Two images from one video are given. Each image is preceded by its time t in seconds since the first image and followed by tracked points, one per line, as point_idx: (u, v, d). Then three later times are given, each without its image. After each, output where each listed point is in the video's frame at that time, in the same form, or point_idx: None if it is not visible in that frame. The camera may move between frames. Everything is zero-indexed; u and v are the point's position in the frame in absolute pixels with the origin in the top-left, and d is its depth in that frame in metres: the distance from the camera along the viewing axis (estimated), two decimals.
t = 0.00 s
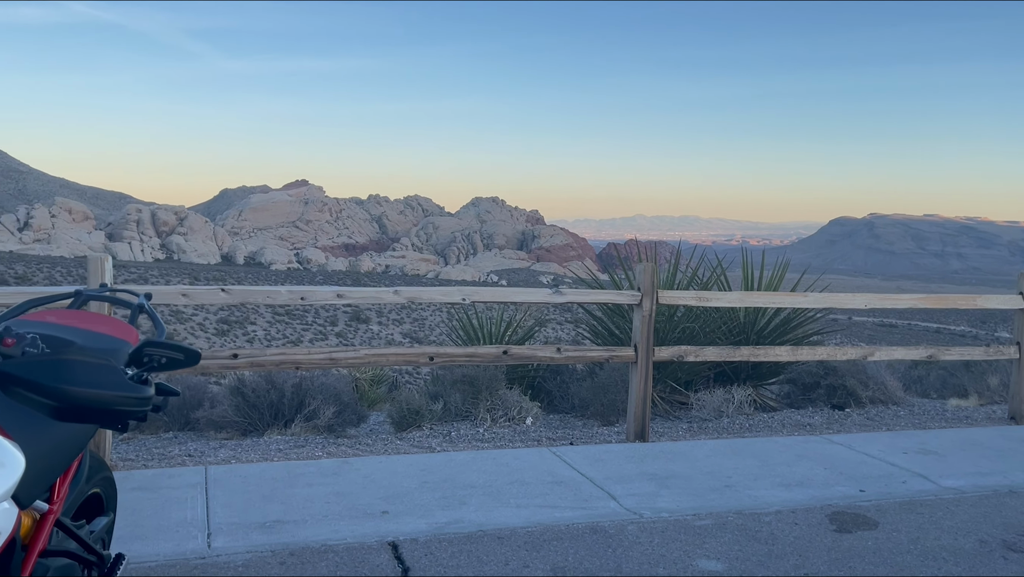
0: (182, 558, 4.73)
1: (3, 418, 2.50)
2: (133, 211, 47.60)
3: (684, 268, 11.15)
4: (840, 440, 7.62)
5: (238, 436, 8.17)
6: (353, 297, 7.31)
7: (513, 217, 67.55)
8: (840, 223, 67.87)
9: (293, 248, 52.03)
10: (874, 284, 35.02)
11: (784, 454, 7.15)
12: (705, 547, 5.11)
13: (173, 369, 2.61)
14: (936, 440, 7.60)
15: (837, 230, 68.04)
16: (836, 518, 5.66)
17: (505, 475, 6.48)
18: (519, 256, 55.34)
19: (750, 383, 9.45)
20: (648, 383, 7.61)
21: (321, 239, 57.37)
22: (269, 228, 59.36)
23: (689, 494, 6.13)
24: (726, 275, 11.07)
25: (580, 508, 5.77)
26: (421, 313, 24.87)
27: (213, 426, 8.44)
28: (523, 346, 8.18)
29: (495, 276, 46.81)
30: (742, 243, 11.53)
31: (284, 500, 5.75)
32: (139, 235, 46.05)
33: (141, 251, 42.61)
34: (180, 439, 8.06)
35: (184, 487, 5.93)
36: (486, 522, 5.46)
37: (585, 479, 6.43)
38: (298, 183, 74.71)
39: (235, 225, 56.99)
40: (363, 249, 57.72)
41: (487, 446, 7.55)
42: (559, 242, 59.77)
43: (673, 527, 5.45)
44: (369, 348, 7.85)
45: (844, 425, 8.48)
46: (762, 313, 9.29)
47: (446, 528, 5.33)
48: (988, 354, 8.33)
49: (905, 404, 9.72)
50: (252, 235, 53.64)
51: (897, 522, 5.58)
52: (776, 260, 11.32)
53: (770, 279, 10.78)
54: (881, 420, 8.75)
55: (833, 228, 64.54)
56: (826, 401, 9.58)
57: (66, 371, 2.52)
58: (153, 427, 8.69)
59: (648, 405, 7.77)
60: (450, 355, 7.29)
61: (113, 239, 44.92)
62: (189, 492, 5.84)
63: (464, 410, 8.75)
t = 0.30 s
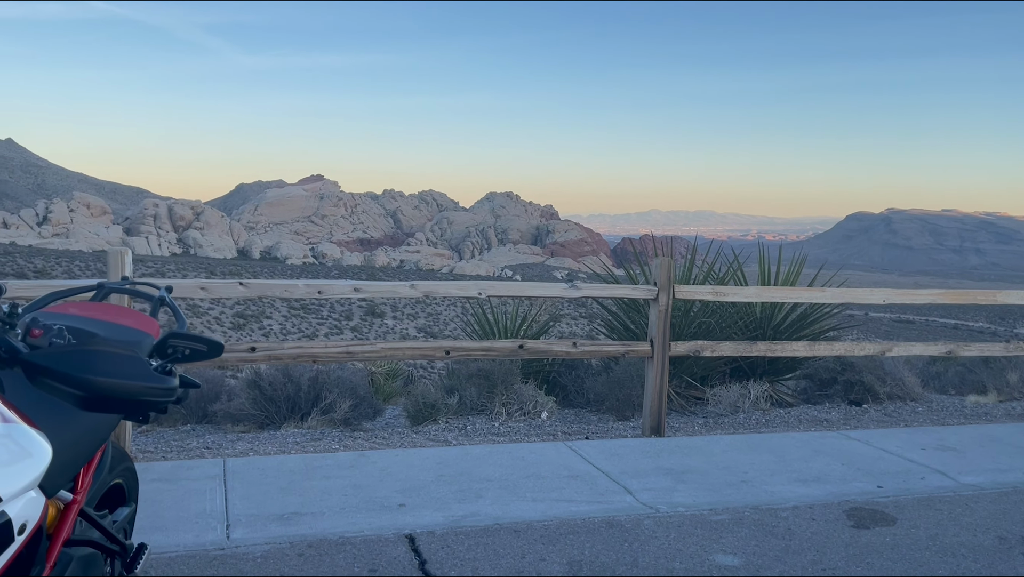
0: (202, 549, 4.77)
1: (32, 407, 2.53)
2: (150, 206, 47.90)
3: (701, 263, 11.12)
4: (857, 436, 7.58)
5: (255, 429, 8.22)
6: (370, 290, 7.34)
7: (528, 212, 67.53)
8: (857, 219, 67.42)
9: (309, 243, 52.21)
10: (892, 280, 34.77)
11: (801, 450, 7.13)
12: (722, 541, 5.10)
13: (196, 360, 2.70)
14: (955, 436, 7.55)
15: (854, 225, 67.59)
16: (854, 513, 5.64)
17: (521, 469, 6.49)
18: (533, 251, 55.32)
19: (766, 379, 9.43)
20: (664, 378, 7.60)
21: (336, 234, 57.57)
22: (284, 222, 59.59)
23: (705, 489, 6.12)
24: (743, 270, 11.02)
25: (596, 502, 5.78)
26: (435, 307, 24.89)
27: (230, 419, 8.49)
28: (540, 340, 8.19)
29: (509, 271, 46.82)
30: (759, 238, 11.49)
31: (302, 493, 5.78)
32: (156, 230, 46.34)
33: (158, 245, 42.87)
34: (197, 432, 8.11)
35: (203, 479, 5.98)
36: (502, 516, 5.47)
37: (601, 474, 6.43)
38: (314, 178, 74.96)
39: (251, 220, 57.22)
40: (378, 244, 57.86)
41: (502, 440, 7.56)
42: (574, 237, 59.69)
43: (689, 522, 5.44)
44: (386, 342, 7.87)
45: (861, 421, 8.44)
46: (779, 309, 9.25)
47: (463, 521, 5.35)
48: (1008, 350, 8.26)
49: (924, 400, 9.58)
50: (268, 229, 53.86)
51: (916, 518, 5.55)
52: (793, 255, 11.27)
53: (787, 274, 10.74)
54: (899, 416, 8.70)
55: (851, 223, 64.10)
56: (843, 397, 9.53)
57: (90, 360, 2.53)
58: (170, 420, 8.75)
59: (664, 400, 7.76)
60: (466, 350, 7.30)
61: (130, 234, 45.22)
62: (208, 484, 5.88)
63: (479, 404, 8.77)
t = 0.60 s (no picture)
0: (222, 540, 4.81)
1: (59, 399, 2.55)
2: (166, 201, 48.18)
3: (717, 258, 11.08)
4: (874, 432, 7.55)
5: (272, 423, 8.27)
6: (387, 285, 7.36)
7: (543, 207, 67.46)
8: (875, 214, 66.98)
9: (324, 238, 52.38)
10: (909, 275, 34.53)
11: (819, 446, 7.10)
12: (740, 537, 5.10)
13: (220, 352, 2.70)
14: (974, 433, 7.50)
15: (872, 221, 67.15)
16: (872, 510, 5.62)
17: (537, 463, 6.50)
18: (548, 246, 55.28)
19: (783, 374, 9.39)
20: (680, 374, 7.57)
21: (351, 229, 57.75)
22: (300, 217, 59.82)
23: (722, 484, 6.11)
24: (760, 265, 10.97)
25: (613, 497, 5.78)
26: (449, 302, 24.92)
27: (248, 412, 8.54)
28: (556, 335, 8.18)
29: (524, 266, 46.82)
30: (775, 233, 11.43)
31: (319, 486, 5.82)
32: (173, 224, 46.62)
33: (175, 240, 43.13)
34: (215, 425, 8.17)
35: (222, 471, 6.03)
36: (519, 510, 5.49)
37: (618, 469, 6.44)
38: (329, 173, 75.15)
39: (266, 215, 57.46)
40: (393, 239, 57.99)
41: (519, 435, 7.57)
42: (588, 232, 59.62)
43: (706, 518, 5.44)
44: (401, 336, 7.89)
45: (879, 417, 8.40)
46: (796, 304, 9.21)
47: (479, 516, 5.36)
48: None
49: (943, 396, 9.51)
50: (284, 224, 54.09)
51: (935, 515, 5.52)
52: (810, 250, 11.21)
53: (803, 270, 10.68)
54: (918, 412, 8.65)
55: (868, 218, 63.66)
56: (861, 393, 9.47)
57: (119, 353, 2.55)
58: (188, 413, 8.81)
59: (681, 396, 7.74)
60: (482, 344, 7.31)
61: (147, 228, 45.49)
62: (226, 476, 5.92)
63: (495, 399, 8.78)
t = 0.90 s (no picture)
0: (240, 532, 4.84)
1: (83, 390, 2.57)
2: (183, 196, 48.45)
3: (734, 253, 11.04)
4: (892, 429, 7.50)
5: (288, 416, 8.31)
6: (403, 280, 7.37)
7: (557, 202, 67.41)
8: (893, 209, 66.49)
9: (339, 232, 52.55)
10: (926, 271, 34.28)
11: (836, 442, 7.06)
12: (757, 533, 5.08)
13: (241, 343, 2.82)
14: (994, 430, 7.44)
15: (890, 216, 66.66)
16: (891, 507, 5.59)
17: (553, 458, 6.50)
18: (563, 241, 55.24)
19: (800, 370, 9.36)
20: (696, 369, 7.55)
21: (366, 224, 57.91)
22: (316, 212, 60.03)
23: (739, 480, 6.09)
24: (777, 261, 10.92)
25: (629, 492, 5.78)
26: (464, 297, 24.94)
27: (265, 406, 8.59)
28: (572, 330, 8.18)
29: (538, 262, 46.82)
30: (792, 228, 11.38)
31: (337, 479, 5.85)
32: (189, 219, 46.88)
33: (191, 234, 43.36)
34: (232, 418, 8.22)
35: (240, 464, 6.07)
36: (535, 504, 5.50)
37: (634, 464, 6.43)
38: (344, 168, 75.38)
39: (282, 210, 57.70)
40: (408, 234, 58.11)
41: (534, 430, 7.58)
42: (603, 227, 59.52)
43: (723, 513, 5.43)
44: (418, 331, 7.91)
45: (897, 414, 8.35)
46: (813, 300, 9.16)
47: (495, 510, 5.37)
48: None
49: (962, 393, 9.41)
50: (300, 219, 54.29)
51: (954, 512, 5.49)
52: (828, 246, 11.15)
53: (821, 266, 10.63)
54: (936, 409, 8.59)
55: (885, 213, 63.19)
56: (878, 389, 9.41)
57: (144, 345, 2.57)
58: (206, 406, 8.86)
59: (697, 391, 7.72)
60: (498, 339, 7.32)
61: (164, 223, 45.77)
62: (245, 469, 5.97)
63: (511, 393, 8.80)
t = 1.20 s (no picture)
0: (258, 525, 4.87)
1: (108, 381, 2.60)
2: (199, 191, 48.71)
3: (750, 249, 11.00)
4: (909, 425, 7.47)
5: (304, 410, 8.35)
6: (419, 274, 7.39)
7: (572, 197, 67.34)
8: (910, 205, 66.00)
9: (354, 228, 52.70)
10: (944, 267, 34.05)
11: (853, 439, 7.03)
12: (773, 529, 5.07)
13: (261, 338, 2.82)
14: (1013, 428, 7.38)
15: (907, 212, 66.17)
16: (908, 504, 5.56)
17: (569, 453, 6.50)
18: (577, 236, 55.19)
19: (816, 366, 9.32)
20: (712, 365, 7.52)
21: (380, 219, 58.05)
22: (331, 207, 60.22)
23: (755, 476, 6.08)
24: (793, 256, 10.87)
25: (645, 487, 5.78)
26: (477, 293, 24.95)
27: (281, 400, 8.64)
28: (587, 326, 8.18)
29: (552, 257, 46.79)
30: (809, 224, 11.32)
31: (353, 473, 5.87)
32: (205, 214, 47.11)
33: (207, 230, 43.58)
34: (249, 412, 8.27)
35: (257, 457, 6.10)
36: (551, 499, 5.50)
37: (649, 459, 6.43)
38: (359, 163, 75.56)
39: (297, 205, 57.93)
40: (422, 229, 58.21)
41: (549, 425, 7.58)
42: (617, 223, 59.42)
43: (739, 509, 5.42)
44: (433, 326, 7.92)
45: (915, 410, 8.30)
46: (830, 295, 9.12)
47: (511, 504, 5.38)
48: None
49: (981, 391, 9.27)
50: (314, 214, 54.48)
51: (973, 509, 5.45)
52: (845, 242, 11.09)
53: (838, 261, 10.58)
54: (954, 406, 8.53)
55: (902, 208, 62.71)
56: (896, 385, 9.35)
57: (168, 338, 2.60)
58: (222, 400, 8.91)
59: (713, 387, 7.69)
60: (514, 334, 7.32)
61: (181, 218, 46.02)
62: (262, 462, 6.00)
63: (525, 388, 8.80)
